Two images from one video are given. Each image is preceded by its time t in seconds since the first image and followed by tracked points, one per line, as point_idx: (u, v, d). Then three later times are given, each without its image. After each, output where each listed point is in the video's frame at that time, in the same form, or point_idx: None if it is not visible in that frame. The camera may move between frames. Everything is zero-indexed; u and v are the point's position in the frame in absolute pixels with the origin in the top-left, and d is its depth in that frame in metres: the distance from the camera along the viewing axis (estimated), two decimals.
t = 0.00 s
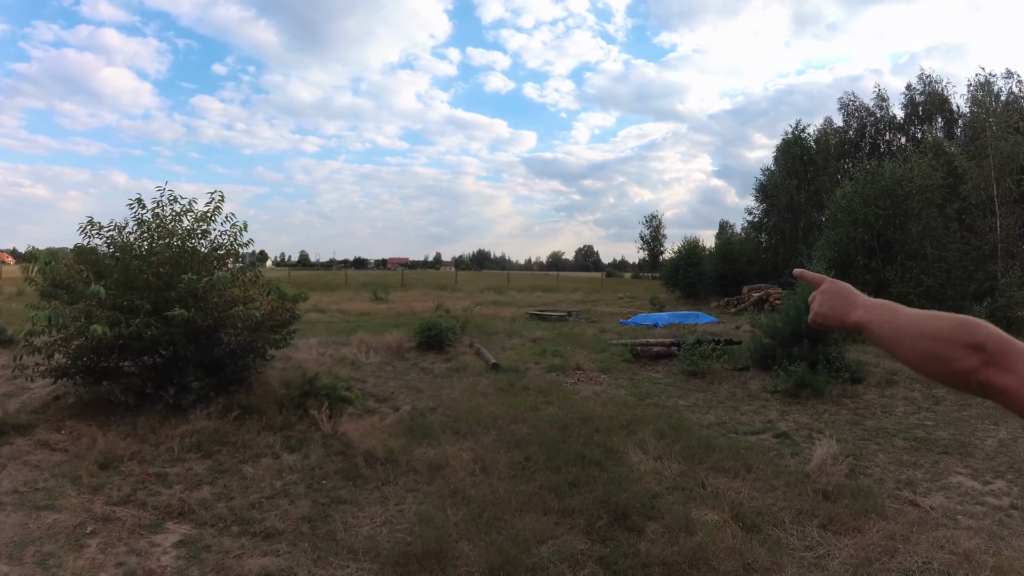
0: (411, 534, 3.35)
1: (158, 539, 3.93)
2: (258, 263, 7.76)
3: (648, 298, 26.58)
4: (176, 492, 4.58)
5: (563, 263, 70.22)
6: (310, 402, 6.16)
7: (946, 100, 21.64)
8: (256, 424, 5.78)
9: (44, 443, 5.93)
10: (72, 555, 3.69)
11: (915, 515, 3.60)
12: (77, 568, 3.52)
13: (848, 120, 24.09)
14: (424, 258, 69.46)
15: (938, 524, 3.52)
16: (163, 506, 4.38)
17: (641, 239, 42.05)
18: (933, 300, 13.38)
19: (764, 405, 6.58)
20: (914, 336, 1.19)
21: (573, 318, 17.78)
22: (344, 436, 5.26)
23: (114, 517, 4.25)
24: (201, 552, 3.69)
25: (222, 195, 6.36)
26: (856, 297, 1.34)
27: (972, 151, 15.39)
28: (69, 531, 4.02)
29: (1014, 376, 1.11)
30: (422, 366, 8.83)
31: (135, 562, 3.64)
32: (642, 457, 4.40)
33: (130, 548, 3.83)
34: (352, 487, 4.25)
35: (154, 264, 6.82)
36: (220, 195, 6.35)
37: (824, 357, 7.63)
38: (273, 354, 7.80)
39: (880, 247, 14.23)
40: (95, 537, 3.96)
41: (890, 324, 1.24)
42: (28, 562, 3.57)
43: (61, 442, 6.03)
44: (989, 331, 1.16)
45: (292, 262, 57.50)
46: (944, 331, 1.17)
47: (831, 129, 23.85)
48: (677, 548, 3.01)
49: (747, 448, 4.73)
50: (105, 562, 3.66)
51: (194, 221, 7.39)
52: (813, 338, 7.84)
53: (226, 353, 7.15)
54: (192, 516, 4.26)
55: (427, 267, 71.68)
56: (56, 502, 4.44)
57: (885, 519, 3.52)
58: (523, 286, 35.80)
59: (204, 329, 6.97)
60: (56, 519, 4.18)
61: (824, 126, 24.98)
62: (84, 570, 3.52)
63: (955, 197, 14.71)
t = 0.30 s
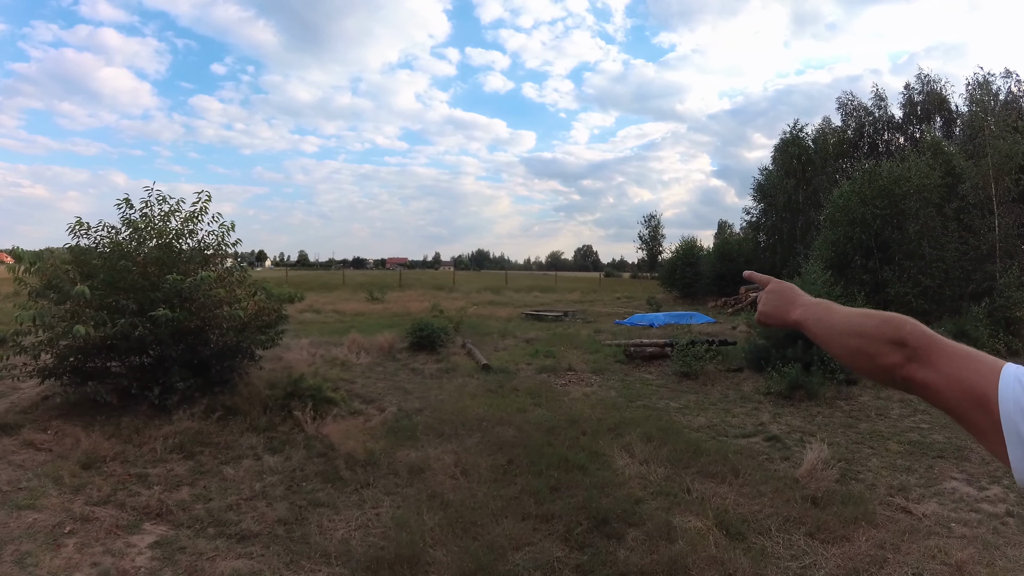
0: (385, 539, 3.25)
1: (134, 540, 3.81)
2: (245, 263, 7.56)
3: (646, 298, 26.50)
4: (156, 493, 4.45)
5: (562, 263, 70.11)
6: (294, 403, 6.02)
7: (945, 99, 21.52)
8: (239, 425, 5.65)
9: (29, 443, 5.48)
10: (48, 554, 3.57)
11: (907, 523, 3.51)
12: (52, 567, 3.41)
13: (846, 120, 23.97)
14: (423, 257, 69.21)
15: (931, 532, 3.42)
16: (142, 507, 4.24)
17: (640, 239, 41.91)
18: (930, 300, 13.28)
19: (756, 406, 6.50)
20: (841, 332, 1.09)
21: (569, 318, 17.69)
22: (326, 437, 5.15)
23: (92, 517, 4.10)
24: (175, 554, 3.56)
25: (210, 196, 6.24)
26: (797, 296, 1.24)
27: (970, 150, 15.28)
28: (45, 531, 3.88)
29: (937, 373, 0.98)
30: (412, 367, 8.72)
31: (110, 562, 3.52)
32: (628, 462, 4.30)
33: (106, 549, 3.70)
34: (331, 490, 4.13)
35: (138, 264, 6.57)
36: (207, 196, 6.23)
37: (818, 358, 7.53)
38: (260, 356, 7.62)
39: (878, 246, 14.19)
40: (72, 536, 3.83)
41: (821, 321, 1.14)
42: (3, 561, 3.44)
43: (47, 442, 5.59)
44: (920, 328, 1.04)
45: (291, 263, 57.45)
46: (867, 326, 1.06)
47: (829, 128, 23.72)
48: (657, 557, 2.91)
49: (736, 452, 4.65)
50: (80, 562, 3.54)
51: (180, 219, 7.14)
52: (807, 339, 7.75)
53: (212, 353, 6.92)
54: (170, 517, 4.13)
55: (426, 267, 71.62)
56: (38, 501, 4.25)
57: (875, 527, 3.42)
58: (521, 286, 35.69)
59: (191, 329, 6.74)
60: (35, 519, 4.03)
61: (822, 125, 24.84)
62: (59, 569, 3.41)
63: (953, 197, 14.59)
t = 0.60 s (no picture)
0: (361, 542, 3.17)
1: (112, 539, 3.57)
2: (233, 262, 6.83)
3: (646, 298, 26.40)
4: (138, 492, 4.15)
5: (563, 263, 69.95)
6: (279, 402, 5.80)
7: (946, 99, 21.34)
8: (224, 426, 5.33)
9: (15, 441, 4.82)
10: (27, 552, 3.33)
11: (900, 532, 3.40)
12: (29, 564, 3.18)
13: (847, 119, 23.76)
14: (424, 257, 69.09)
15: (924, 542, 3.31)
16: (123, 506, 3.95)
17: (641, 239, 41.72)
18: (931, 300, 13.15)
19: (749, 408, 6.43)
20: (802, 335, 0.98)
21: (565, 318, 17.64)
22: (309, 438, 4.97)
23: (74, 516, 3.82)
24: (152, 555, 3.37)
25: (200, 197, 6.02)
26: (768, 298, 1.13)
27: (972, 149, 15.12)
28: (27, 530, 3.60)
29: (899, 381, 0.88)
30: (405, 368, 8.59)
31: (87, 561, 3.31)
32: (615, 465, 4.20)
33: (84, 547, 3.48)
34: (310, 491, 3.98)
35: (125, 263, 5.87)
36: (197, 198, 6.01)
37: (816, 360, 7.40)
38: (249, 356, 6.98)
39: (878, 246, 14.11)
40: (53, 535, 3.57)
41: (785, 324, 1.03)
42: None
43: (36, 441, 4.94)
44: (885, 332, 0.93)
45: (290, 262, 57.40)
46: (828, 328, 0.95)
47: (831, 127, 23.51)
48: (635, 566, 2.82)
49: (726, 455, 4.55)
50: (58, 561, 3.32)
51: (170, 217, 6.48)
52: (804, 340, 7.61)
53: (201, 354, 6.21)
54: (151, 517, 3.85)
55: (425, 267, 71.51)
56: (19, 501, 3.89)
57: (868, 536, 3.31)
58: (521, 285, 35.53)
59: (179, 329, 6.08)
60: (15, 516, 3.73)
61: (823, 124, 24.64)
62: (37, 567, 3.19)
63: (955, 196, 14.41)
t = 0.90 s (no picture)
0: (343, 544, 3.07)
1: (95, 537, 3.37)
2: (228, 262, 6.48)
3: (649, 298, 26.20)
4: (123, 490, 3.92)
5: (567, 263, 69.73)
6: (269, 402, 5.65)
7: (954, 97, 21.04)
8: (213, 425, 5.12)
9: (9, 439, 4.51)
10: (9, 548, 3.12)
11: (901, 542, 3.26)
12: (11, 561, 2.99)
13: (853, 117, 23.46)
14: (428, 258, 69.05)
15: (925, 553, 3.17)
16: (108, 504, 3.74)
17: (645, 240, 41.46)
18: (937, 300, 12.96)
19: (750, 409, 6.31)
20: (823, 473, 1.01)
21: (567, 318, 17.48)
22: (297, 438, 4.81)
23: (59, 513, 3.61)
24: (134, 554, 3.18)
25: (192, 194, 6.05)
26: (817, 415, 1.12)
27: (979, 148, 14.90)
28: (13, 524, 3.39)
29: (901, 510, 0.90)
30: (402, 368, 8.50)
31: (69, 558, 3.11)
32: (608, 468, 4.08)
33: (67, 544, 3.27)
34: (295, 492, 3.85)
35: (118, 261, 5.50)
36: (190, 194, 6.04)
37: (818, 361, 7.25)
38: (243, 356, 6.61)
39: (883, 245, 13.86)
40: (38, 532, 3.36)
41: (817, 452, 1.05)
42: None
43: (29, 438, 4.60)
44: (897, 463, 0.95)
45: (294, 262, 57.41)
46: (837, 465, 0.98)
47: (837, 126, 23.23)
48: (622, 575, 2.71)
49: (723, 459, 4.43)
50: (40, 557, 3.12)
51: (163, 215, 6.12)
52: (806, 340, 7.45)
53: (195, 354, 5.85)
54: (135, 516, 3.65)
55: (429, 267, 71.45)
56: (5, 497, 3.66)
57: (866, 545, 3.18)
58: (524, 285, 35.33)
59: (173, 328, 5.69)
60: None
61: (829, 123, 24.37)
62: (19, 563, 2.99)
63: (962, 195, 14.16)
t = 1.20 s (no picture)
0: (330, 550, 2.95)
1: (80, 539, 3.16)
2: (227, 262, 6.25)
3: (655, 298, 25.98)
4: (112, 491, 3.71)
5: (573, 262, 69.48)
6: (263, 404, 5.53)
7: (962, 95, 20.67)
8: (205, 426, 5.01)
9: None
10: None
11: (911, 553, 3.10)
12: None
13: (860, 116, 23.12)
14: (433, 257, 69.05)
15: (938, 566, 3.01)
16: (96, 505, 3.52)
17: (650, 239, 41.17)
18: (946, 300, 12.73)
19: (756, 412, 6.15)
20: None
21: (571, 318, 17.33)
22: (289, 440, 4.67)
23: (48, 513, 3.39)
24: (117, 557, 3.01)
25: (191, 193, 6.03)
26: None
27: (989, 147, 14.64)
28: None
29: None
30: (401, 368, 8.38)
31: (53, 561, 2.92)
32: (608, 474, 3.94)
33: (53, 546, 3.07)
34: (284, 496, 3.72)
35: (113, 259, 5.17)
36: (189, 193, 6.02)
37: (826, 362, 7.07)
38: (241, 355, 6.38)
39: (892, 244, 13.61)
40: (26, 532, 3.16)
41: None
42: None
43: (22, 438, 4.38)
44: None
45: (299, 261, 57.70)
46: None
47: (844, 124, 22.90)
48: None
49: (727, 464, 4.28)
50: (24, 560, 2.93)
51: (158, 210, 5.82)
52: (814, 341, 7.27)
53: (192, 353, 5.58)
54: (120, 515, 3.47)
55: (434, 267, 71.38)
56: None
57: (875, 557, 3.03)
58: (528, 285, 35.11)
59: (167, 328, 5.36)
60: None
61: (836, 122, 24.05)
62: (2, 565, 2.81)
63: (971, 194, 13.89)
